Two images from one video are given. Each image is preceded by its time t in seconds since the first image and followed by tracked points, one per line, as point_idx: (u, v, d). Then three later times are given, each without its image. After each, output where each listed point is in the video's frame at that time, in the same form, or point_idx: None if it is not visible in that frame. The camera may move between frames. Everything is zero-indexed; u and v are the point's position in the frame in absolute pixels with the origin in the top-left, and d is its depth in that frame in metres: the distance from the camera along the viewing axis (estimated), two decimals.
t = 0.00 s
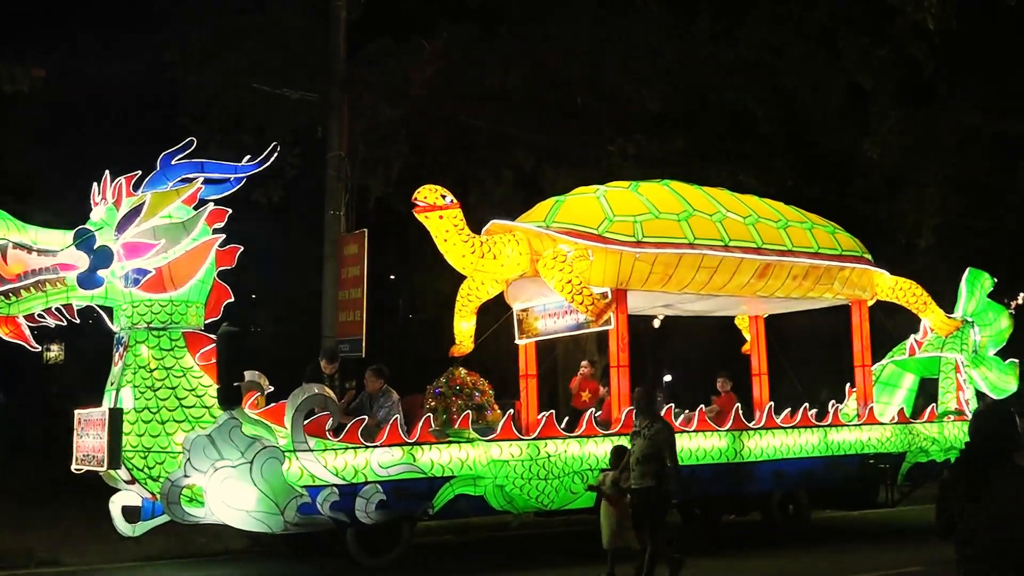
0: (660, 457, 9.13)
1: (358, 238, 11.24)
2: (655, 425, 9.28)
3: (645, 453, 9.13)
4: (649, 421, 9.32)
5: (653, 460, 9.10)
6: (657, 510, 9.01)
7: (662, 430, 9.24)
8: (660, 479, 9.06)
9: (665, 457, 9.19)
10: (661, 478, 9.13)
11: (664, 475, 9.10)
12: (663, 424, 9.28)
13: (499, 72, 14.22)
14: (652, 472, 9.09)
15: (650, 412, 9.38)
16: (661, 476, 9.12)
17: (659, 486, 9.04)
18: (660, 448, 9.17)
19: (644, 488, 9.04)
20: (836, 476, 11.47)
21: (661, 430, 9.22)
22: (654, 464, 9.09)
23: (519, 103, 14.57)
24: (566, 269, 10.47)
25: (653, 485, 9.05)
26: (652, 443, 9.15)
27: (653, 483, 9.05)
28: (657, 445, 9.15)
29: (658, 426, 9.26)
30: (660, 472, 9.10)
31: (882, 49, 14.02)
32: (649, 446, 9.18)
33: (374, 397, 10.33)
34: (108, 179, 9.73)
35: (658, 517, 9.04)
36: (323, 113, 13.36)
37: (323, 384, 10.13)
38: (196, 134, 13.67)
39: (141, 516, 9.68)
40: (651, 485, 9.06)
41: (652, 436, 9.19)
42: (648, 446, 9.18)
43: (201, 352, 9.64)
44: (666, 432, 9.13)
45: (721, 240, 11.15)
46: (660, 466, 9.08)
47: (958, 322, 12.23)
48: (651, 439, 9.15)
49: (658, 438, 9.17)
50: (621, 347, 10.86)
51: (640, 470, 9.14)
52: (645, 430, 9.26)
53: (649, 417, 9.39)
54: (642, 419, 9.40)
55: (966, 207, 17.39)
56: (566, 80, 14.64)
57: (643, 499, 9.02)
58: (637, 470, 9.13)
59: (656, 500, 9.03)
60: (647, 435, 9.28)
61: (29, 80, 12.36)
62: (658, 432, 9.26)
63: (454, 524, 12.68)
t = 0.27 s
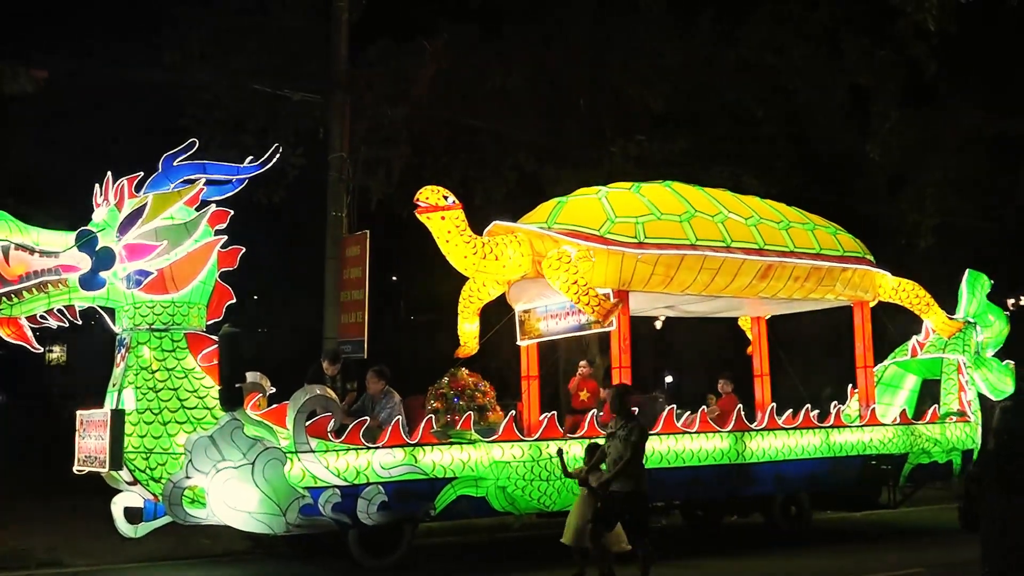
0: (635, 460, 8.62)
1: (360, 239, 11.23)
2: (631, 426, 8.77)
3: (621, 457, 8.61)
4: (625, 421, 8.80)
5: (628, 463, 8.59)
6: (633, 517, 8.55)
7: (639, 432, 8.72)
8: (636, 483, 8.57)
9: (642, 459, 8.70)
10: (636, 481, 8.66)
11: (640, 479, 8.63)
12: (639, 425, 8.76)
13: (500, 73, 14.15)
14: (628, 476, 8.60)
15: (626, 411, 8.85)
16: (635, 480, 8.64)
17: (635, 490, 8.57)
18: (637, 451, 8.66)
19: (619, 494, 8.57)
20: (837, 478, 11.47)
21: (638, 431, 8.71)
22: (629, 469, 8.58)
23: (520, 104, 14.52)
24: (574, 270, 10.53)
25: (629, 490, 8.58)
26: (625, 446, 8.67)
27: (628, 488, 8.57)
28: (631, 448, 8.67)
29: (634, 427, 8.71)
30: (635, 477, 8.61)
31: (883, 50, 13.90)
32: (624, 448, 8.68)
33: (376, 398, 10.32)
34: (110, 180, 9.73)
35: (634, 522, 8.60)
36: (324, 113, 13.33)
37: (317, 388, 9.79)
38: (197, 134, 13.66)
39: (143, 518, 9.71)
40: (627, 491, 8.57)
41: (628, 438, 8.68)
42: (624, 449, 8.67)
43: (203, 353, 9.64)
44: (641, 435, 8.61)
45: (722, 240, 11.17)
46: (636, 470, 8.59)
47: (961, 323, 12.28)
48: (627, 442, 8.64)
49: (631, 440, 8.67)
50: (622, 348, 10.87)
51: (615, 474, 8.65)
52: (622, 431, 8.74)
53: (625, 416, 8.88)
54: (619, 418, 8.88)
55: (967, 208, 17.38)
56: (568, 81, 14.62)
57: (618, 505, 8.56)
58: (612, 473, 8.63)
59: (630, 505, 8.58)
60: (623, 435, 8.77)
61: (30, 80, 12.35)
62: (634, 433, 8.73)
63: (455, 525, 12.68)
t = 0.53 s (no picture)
0: (603, 469, 7.61)
1: (356, 238, 10.94)
2: (597, 430, 7.73)
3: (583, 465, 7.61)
4: (591, 426, 7.76)
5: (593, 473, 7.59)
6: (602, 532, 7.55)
7: (604, 436, 7.68)
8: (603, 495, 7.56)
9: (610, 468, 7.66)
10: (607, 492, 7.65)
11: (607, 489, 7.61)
12: (605, 429, 7.72)
13: (502, 68, 13.88)
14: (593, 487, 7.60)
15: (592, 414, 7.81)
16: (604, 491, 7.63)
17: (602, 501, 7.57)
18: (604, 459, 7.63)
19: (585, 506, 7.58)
20: (848, 483, 11.14)
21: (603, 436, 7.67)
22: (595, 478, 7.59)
23: (522, 100, 14.20)
24: (582, 270, 10.12)
25: (596, 501, 7.59)
26: (590, 452, 7.71)
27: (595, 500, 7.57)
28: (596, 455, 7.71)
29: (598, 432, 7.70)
30: (603, 487, 7.60)
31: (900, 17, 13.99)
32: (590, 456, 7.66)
33: (373, 403, 9.93)
34: (99, 178, 9.40)
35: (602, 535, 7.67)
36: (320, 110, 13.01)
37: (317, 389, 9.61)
38: (191, 134, 13.35)
39: (135, 525, 9.37)
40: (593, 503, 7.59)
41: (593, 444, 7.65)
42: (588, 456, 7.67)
43: (195, 356, 9.37)
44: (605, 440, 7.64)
45: (729, 238, 10.86)
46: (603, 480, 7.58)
47: (974, 324, 11.89)
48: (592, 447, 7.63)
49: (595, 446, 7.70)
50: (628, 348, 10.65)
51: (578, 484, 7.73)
52: (586, 437, 7.72)
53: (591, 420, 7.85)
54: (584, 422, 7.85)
55: (978, 207, 17.04)
56: (569, 77, 14.30)
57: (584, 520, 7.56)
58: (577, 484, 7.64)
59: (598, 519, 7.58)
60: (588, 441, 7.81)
61: (19, 78, 12.05)
62: (601, 438, 7.70)
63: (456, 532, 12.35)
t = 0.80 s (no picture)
0: (571, 476, 7.21)
1: (348, 235, 10.27)
2: (565, 437, 7.32)
3: (550, 473, 7.19)
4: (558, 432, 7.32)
5: (562, 481, 7.18)
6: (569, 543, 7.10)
7: (572, 444, 7.28)
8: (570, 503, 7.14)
9: (578, 476, 7.26)
10: (576, 500, 7.22)
11: (576, 497, 7.20)
12: (573, 435, 7.32)
13: (503, 57, 13.32)
14: (559, 495, 7.17)
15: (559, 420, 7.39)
16: (572, 499, 7.22)
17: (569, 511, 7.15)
18: (572, 467, 7.24)
19: (551, 516, 7.13)
20: (870, 495, 10.49)
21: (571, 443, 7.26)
22: (564, 486, 7.18)
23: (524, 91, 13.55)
24: (593, 268, 9.45)
25: (564, 511, 7.15)
26: (557, 459, 7.22)
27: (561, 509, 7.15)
28: (564, 462, 7.24)
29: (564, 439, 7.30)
30: (570, 495, 7.18)
31: None
32: (556, 465, 7.23)
33: (366, 410, 9.33)
34: (76, 171, 8.80)
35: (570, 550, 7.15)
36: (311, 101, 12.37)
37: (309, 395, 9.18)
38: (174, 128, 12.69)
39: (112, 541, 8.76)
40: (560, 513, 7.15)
41: (560, 452, 7.24)
42: (556, 464, 7.23)
43: (178, 361, 8.69)
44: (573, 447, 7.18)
45: (744, 235, 10.23)
46: (571, 488, 7.17)
47: (1002, 326, 11.25)
48: (558, 456, 7.20)
49: (564, 452, 7.23)
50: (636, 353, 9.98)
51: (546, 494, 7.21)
52: (552, 444, 7.29)
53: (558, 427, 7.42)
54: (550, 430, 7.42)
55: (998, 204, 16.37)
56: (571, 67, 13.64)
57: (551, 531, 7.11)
58: (543, 493, 7.21)
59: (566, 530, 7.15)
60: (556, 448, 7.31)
61: None
62: (567, 445, 7.29)
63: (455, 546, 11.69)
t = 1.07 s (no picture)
0: (530, 486, 6.56)
1: (343, 233, 10.04)
2: (525, 444, 6.67)
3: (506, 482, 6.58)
4: (519, 439, 6.70)
5: (519, 491, 6.55)
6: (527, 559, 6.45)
7: (533, 452, 6.63)
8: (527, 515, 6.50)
9: (538, 486, 6.61)
10: (537, 512, 6.59)
11: (534, 508, 6.55)
12: (533, 443, 6.66)
13: (503, 50, 13.20)
14: (516, 506, 6.54)
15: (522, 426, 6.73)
16: (532, 511, 6.56)
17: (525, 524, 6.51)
18: (531, 476, 6.59)
19: (507, 529, 6.52)
20: (876, 497, 10.27)
21: (530, 450, 6.62)
22: (520, 497, 6.54)
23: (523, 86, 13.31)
24: (596, 266, 9.24)
25: (521, 523, 6.52)
26: (516, 468, 6.59)
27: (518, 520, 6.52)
28: (524, 470, 6.60)
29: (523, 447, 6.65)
30: (528, 506, 6.54)
31: None
32: (515, 473, 6.61)
33: (362, 411, 9.12)
34: (65, 168, 8.59)
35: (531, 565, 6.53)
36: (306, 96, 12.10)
37: (303, 397, 9.11)
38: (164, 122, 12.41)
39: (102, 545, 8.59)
40: (517, 524, 6.53)
41: (518, 459, 6.61)
42: (514, 473, 6.61)
43: (169, 361, 8.44)
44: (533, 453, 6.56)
45: (748, 232, 9.96)
46: (527, 498, 6.53)
47: (1010, 326, 10.90)
48: (516, 463, 6.59)
49: (523, 459, 6.60)
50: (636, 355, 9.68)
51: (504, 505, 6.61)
52: (512, 452, 6.66)
53: (523, 434, 6.77)
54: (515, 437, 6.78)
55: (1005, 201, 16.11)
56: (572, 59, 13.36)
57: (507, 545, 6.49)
58: (502, 503, 6.62)
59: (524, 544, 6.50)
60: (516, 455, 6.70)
61: None
62: (528, 453, 6.64)
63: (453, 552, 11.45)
